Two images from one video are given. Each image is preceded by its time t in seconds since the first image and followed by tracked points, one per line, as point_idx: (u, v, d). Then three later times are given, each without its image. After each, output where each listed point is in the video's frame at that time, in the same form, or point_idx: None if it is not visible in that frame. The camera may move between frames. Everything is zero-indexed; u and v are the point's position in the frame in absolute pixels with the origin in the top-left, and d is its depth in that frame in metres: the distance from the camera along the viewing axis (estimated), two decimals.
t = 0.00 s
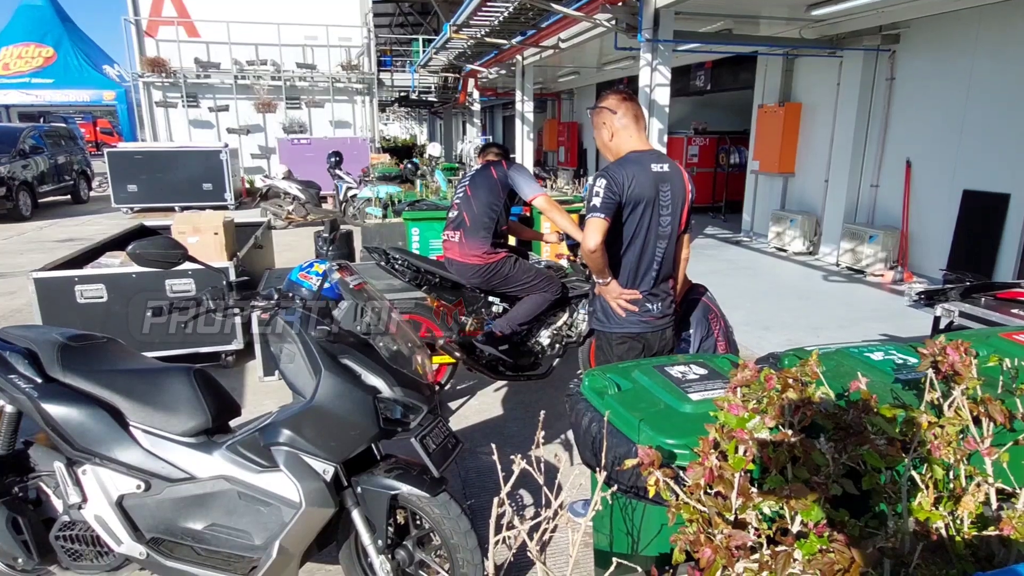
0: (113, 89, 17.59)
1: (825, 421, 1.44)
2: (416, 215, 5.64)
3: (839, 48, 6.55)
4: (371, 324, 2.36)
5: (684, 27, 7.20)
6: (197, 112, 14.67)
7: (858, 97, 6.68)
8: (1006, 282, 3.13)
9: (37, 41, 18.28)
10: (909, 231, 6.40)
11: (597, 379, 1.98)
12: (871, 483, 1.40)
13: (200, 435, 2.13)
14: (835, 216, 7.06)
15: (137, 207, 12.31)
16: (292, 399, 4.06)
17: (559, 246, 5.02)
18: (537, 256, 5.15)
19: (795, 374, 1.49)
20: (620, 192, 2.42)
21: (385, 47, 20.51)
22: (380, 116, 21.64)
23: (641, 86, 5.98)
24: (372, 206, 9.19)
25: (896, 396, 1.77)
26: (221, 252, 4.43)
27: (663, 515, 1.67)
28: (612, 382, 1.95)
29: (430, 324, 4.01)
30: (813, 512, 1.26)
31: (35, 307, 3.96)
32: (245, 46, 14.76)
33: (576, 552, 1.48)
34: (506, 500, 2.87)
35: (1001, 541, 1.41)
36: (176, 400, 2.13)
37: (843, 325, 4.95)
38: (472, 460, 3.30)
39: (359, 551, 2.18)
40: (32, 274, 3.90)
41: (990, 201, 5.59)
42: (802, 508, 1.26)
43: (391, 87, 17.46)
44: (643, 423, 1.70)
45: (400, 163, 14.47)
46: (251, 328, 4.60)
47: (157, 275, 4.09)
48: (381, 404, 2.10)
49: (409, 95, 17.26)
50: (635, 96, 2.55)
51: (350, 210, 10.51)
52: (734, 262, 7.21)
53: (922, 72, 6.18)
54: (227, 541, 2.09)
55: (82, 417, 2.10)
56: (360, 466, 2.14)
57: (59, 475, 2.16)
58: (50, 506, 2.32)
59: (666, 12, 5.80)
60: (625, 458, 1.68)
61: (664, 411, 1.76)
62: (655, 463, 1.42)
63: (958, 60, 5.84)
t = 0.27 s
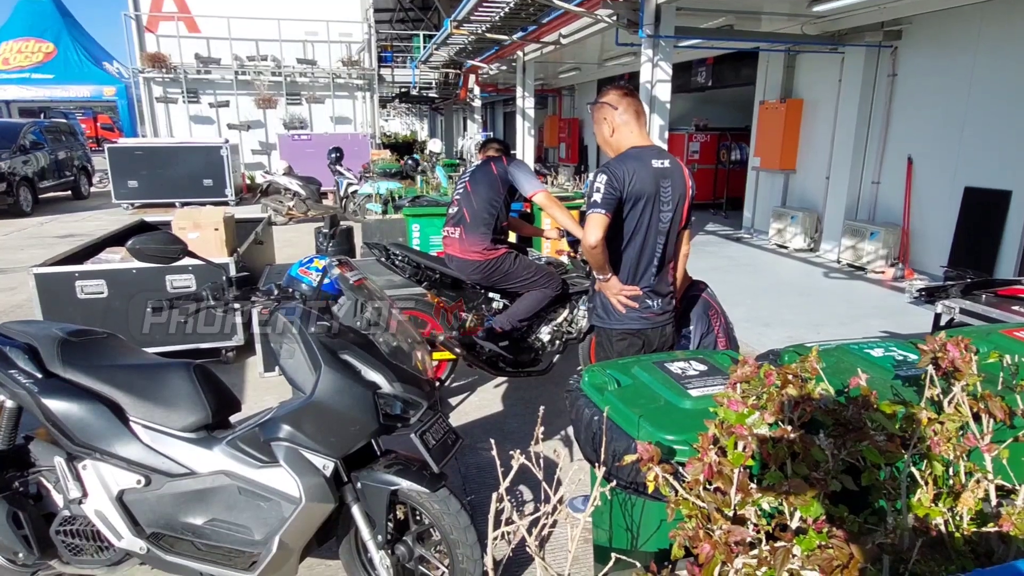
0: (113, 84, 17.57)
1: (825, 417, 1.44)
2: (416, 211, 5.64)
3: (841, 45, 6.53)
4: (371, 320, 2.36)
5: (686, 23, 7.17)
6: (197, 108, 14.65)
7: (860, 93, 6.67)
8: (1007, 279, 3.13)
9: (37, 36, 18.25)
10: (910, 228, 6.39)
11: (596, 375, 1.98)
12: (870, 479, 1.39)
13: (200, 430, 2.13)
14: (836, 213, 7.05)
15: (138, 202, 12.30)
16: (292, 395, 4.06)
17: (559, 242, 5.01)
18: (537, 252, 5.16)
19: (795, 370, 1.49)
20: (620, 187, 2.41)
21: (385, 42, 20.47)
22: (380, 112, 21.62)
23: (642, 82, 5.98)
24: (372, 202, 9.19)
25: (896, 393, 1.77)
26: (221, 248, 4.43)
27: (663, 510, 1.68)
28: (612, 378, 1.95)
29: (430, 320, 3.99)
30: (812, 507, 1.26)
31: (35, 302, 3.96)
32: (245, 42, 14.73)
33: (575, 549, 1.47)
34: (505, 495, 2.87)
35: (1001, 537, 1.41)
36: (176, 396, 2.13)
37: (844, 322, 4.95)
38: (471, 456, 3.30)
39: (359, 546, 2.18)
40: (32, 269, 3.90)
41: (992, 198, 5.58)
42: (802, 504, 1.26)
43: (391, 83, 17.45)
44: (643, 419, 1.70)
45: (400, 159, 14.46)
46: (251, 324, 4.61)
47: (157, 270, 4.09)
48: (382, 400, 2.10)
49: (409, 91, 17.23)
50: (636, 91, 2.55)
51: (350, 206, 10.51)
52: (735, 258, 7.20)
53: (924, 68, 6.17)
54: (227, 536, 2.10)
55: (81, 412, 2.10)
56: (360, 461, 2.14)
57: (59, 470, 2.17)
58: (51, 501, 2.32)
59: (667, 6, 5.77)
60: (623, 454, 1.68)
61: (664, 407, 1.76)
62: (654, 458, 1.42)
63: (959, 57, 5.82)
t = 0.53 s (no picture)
0: (114, 80, 17.54)
1: (824, 414, 1.44)
2: (417, 208, 5.64)
3: (843, 41, 6.52)
4: (371, 316, 2.36)
5: (688, 20, 7.16)
6: (198, 105, 14.64)
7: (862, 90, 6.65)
8: (1008, 276, 3.12)
9: (38, 33, 18.23)
10: (911, 225, 6.39)
11: (596, 372, 1.98)
12: (869, 477, 1.39)
13: (201, 427, 2.14)
14: (838, 210, 7.04)
15: (139, 199, 12.30)
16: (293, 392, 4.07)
17: (560, 239, 5.01)
18: (538, 249, 5.16)
19: (795, 367, 1.49)
20: (621, 184, 2.41)
21: (386, 39, 20.46)
22: (381, 109, 21.59)
23: (644, 78, 5.97)
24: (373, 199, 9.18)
25: (896, 390, 1.77)
26: (222, 244, 4.43)
27: (662, 507, 1.68)
28: (612, 375, 1.95)
29: (432, 318, 4.05)
30: (811, 504, 1.27)
31: (36, 299, 3.97)
32: (246, 38, 14.71)
33: (575, 545, 1.48)
34: (505, 492, 2.88)
35: (999, 535, 1.41)
36: (177, 393, 2.13)
37: (845, 320, 4.94)
38: (472, 452, 3.30)
39: (359, 543, 2.19)
40: (33, 265, 3.90)
41: (993, 196, 5.57)
42: (801, 501, 1.26)
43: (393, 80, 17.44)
44: (643, 416, 1.70)
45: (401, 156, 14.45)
46: (252, 321, 4.61)
47: (158, 267, 4.09)
48: (382, 397, 2.10)
49: (410, 88, 17.21)
50: (637, 88, 2.54)
51: (351, 203, 10.50)
52: (736, 256, 7.19)
53: (926, 65, 6.16)
54: (228, 532, 2.10)
55: (82, 408, 2.10)
56: (360, 458, 2.15)
57: (60, 466, 2.17)
58: (52, 497, 2.32)
59: (669, 3, 5.74)
60: (623, 451, 1.68)
61: (664, 404, 1.76)
62: (654, 455, 1.42)
63: (961, 54, 5.81)
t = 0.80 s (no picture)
0: (116, 80, 17.54)
1: (827, 413, 1.43)
2: (418, 208, 5.64)
3: (845, 41, 6.51)
4: (372, 315, 2.36)
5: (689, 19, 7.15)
6: (200, 104, 14.64)
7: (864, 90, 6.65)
8: (1010, 276, 3.12)
9: (40, 33, 18.26)
10: (913, 225, 6.38)
11: (598, 371, 1.98)
12: (871, 476, 1.39)
13: (202, 426, 2.14)
14: (840, 210, 7.03)
15: (141, 199, 12.30)
16: (295, 391, 4.07)
17: (562, 239, 5.01)
18: (539, 249, 5.16)
19: (797, 367, 1.48)
20: (622, 184, 2.41)
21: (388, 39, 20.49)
22: (382, 108, 21.59)
23: (646, 78, 5.97)
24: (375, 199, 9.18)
25: (898, 390, 1.77)
26: (223, 243, 4.44)
27: (664, 507, 1.68)
28: (613, 375, 1.95)
29: (433, 317, 4.05)
30: (813, 504, 1.27)
31: (38, 298, 3.97)
32: (248, 38, 14.72)
33: (576, 544, 1.47)
34: (506, 492, 2.88)
35: (1002, 535, 1.41)
36: (178, 392, 2.13)
37: (846, 320, 4.94)
38: (473, 452, 3.30)
39: (361, 542, 2.19)
40: (36, 264, 3.90)
41: (995, 195, 5.56)
42: (803, 500, 1.27)
43: (394, 79, 17.45)
44: (645, 416, 1.70)
45: (403, 155, 14.45)
46: (253, 320, 4.61)
47: (160, 266, 4.10)
48: (383, 396, 2.10)
49: (412, 88, 17.22)
50: (638, 88, 2.54)
51: (352, 202, 10.51)
52: (738, 256, 7.18)
53: (928, 65, 6.15)
54: (229, 531, 2.10)
55: (84, 407, 2.11)
56: (362, 457, 2.15)
57: (62, 465, 2.17)
58: (54, 496, 2.33)
59: (670, 3, 5.75)
60: (625, 451, 1.68)
61: (665, 403, 1.76)
62: (656, 454, 1.42)
63: (964, 53, 5.81)
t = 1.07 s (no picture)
0: (118, 80, 17.58)
1: (829, 415, 1.43)
2: (420, 208, 5.65)
3: (847, 42, 6.50)
4: (374, 315, 2.36)
5: (691, 20, 7.15)
6: (202, 105, 14.67)
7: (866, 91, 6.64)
8: (1012, 277, 3.12)
9: (43, 34, 18.31)
10: (915, 227, 6.37)
11: (599, 372, 1.98)
12: (873, 478, 1.39)
13: (204, 426, 2.14)
14: (842, 211, 7.03)
15: (143, 199, 12.33)
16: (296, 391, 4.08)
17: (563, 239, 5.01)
18: (541, 250, 5.16)
19: (800, 368, 1.48)
20: (624, 184, 2.41)
21: (389, 39, 20.50)
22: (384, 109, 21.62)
23: (647, 79, 5.96)
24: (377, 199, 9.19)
25: (900, 391, 1.77)
26: (226, 244, 4.44)
27: (666, 508, 1.68)
28: (614, 376, 1.95)
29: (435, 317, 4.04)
30: (815, 505, 1.27)
31: (41, 297, 3.98)
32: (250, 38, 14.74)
33: (578, 545, 1.47)
34: (508, 492, 2.88)
35: (1004, 536, 1.41)
36: (180, 392, 2.13)
37: (848, 321, 4.93)
38: (475, 453, 3.30)
39: (362, 543, 2.19)
40: (38, 264, 3.91)
41: (997, 196, 5.55)
42: (805, 501, 1.26)
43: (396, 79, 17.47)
44: (646, 417, 1.70)
45: (404, 156, 14.47)
46: (254, 320, 4.62)
47: (162, 266, 4.10)
48: (385, 396, 2.10)
49: (413, 89, 17.23)
50: (640, 89, 2.54)
51: (354, 203, 10.52)
52: (739, 257, 7.18)
53: (930, 66, 6.15)
54: (231, 532, 2.10)
55: (87, 407, 2.11)
56: (363, 457, 2.15)
57: (64, 465, 2.18)
58: (56, 495, 2.33)
59: (672, 3, 5.75)
60: (627, 452, 1.68)
61: (667, 404, 1.76)
62: (658, 456, 1.42)
63: (966, 54, 5.80)
